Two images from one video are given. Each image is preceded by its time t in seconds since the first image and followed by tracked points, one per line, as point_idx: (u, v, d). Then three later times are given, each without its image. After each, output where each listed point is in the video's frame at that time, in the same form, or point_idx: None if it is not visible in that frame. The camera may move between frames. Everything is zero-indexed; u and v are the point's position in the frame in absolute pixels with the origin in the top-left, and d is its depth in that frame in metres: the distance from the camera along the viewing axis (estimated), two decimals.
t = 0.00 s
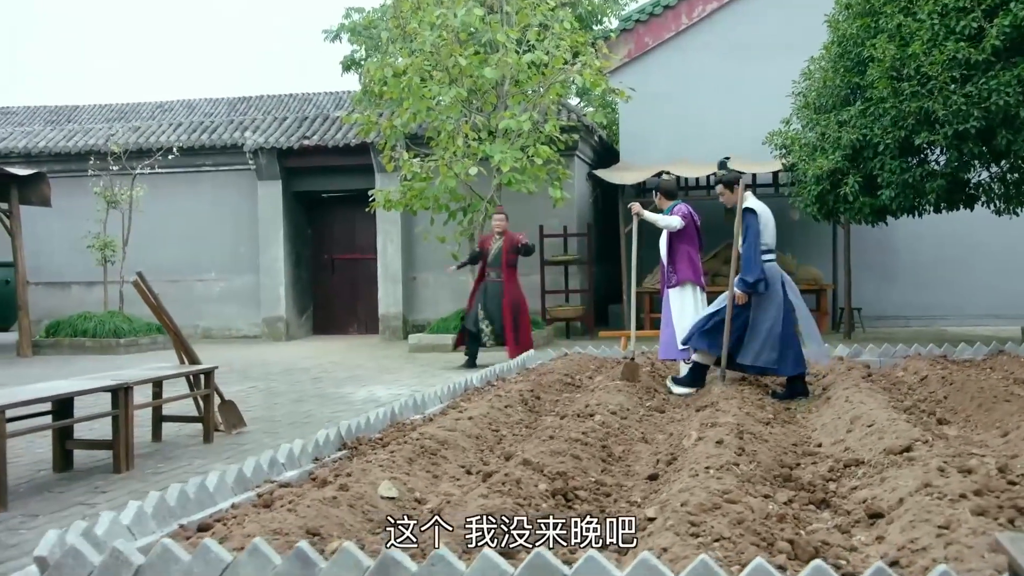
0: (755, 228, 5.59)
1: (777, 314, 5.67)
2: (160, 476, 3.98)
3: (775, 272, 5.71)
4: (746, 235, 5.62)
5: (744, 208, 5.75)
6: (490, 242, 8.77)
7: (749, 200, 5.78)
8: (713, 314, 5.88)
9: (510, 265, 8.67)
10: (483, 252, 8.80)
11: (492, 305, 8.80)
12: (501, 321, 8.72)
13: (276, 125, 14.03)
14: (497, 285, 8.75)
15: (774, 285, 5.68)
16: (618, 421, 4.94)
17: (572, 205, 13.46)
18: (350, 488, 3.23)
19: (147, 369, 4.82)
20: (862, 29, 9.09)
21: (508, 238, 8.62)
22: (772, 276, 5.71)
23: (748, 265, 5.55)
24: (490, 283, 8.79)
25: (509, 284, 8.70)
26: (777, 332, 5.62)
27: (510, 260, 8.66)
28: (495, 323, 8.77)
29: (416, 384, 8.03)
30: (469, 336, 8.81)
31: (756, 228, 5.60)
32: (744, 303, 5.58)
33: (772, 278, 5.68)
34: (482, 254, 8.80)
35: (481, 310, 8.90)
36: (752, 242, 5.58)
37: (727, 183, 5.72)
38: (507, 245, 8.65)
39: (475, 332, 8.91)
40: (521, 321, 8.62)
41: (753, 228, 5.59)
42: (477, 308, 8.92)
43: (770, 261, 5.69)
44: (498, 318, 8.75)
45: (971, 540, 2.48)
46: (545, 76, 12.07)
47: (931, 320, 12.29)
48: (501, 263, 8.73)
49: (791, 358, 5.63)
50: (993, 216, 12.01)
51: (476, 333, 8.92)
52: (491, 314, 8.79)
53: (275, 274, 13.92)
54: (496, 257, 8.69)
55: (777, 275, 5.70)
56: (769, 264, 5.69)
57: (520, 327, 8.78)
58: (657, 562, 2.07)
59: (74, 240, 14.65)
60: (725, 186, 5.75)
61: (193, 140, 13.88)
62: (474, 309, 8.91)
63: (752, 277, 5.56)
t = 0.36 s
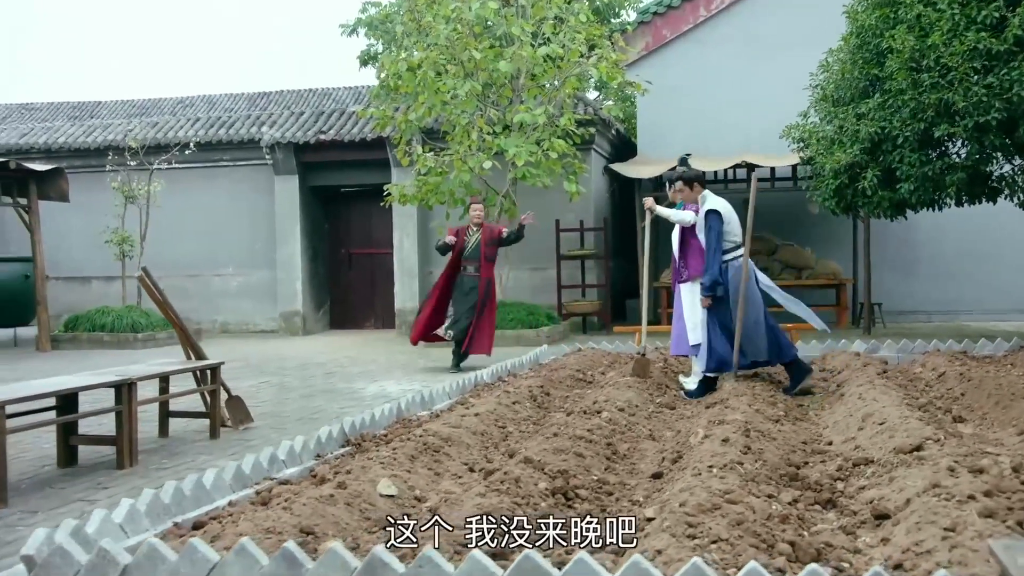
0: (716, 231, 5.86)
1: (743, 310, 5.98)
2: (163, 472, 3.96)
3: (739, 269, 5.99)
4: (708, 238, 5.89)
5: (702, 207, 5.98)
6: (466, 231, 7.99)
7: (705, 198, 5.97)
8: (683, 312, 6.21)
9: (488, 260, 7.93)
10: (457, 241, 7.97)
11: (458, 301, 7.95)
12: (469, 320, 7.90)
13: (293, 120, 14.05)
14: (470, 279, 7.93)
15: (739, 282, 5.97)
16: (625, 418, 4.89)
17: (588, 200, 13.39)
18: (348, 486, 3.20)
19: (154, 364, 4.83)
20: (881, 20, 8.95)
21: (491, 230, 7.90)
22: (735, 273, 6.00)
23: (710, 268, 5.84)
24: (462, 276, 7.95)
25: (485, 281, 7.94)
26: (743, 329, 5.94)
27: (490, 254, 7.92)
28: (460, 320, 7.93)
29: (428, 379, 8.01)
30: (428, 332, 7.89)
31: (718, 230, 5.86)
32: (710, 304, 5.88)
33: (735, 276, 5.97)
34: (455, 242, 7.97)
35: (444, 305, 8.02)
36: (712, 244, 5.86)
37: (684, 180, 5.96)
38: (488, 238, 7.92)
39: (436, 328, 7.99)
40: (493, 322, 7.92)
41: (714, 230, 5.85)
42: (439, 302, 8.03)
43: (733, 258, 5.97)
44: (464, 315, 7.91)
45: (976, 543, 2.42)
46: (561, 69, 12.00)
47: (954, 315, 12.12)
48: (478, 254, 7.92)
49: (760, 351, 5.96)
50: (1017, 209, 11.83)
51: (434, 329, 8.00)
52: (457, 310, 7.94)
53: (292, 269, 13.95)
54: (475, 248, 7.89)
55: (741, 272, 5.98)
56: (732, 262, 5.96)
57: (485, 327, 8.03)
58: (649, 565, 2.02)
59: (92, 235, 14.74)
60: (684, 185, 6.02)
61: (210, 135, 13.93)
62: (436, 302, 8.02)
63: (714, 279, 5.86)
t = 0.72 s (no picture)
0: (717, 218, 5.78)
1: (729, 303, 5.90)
2: (165, 470, 3.96)
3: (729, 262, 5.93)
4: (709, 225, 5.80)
5: (699, 195, 5.89)
6: (457, 225, 7.54)
7: (702, 188, 5.89)
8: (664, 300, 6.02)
9: (483, 256, 7.55)
10: (449, 237, 7.51)
11: (454, 301, 7.50)
12: (468, 321, 7.51)
13: (310, 116, 14.08)
14: (466, 277, 7.51)
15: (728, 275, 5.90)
16: (633, 416, 4.84)
17: (605, 196, 13.31)
18: (346, 485, 3.18)
19: (160, 361, 4.83)
20: (900, 12, 8.82)
21: (487, 224, 7.52)
22: (725, 265, 5.93)
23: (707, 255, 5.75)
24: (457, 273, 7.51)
25: (481, 278, 7.56)
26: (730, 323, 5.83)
27: (485, 249, 7.55)
28: (457, 321, 7.49)
29: (440, 376, 7.98)
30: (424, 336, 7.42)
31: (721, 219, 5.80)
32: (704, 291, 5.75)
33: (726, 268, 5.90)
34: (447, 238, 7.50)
35: (440, 306, 7.53)
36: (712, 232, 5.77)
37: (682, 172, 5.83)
38: (483, 233, 7.53)
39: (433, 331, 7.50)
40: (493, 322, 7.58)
41: (717, 218, 5.77)
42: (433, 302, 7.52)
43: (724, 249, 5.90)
44: (463, 315, 7.50)
45: (981, 550, 2.36)
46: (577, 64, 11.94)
47: (976, 313, 11.96)
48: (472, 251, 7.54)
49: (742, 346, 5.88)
50: None
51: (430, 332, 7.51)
52: (455, 311, 7.50)
53: (309, 265, 13.98)
54: (472, 244, 7.49)
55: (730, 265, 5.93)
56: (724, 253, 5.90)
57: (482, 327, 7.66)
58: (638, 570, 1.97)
59: (110, 232, 14.83)
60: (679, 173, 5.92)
61: (228, 132, 13.98)
62: (431, 303, 7.53)
63: (708, 267, 5.76)
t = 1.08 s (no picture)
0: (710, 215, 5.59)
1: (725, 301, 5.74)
2: (168, 466, 3.96)
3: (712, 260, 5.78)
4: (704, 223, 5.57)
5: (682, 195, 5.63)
6: (471, 215, 7.15)
7: (684, 187, 5.67)
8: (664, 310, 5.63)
9: (499, 248, 7.18)
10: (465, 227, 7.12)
11: (475, 296, 7.10)
12: (491, 316, 7.11)
13: (327, 112, 14.09)
14: (484, 269, 7.12)
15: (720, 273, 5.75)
16: (640, 414, 4.79)
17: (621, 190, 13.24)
18: (344, 483, 3.16)
19: (166, 357, 4.84)
20: (920, 4, 8.69)
21: (502, 215, 7.16)
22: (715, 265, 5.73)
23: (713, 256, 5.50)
24: (474, 266, 7.12)
25: (498, 271, 7.19)
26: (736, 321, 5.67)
27: (501, 241, 7.18)
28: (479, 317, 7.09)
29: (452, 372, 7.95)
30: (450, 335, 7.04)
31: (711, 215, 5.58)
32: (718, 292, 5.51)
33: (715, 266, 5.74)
34: (462, 229, 7.11)
35: (461, 303, 7.12)
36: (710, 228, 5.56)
37: (701, 169, 5.91)
38: (498, 223, 7.16)
39: (457, 329, 7.09)
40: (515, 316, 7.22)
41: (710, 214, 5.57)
42: (453, 299, 7.10)
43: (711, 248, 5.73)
44: (485, 310, 7.10)
45: (985, 555, 2.30)
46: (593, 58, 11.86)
47: (999, 308, 11.81)
48: (486, 244, 7.15)
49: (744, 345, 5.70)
50: None
51: (454, 330, 7.10)
52: (479, 307, 7.11)
53: (327, 260, 14.01)
54: (487, 235, 7.11)
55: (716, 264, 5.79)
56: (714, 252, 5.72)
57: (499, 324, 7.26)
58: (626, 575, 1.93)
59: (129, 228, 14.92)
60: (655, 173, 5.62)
61: (245, 127, 14.02)
62: (451, 300, 7.11)
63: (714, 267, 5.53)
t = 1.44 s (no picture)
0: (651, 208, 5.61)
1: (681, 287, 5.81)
2: (170, 463, 3.96)
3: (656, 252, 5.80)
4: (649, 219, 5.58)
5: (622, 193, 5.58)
6: (487, 205, 6.65)
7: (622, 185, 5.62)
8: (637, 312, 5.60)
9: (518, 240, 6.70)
10: (481, 218, 6.63)
11: (497, 292, 6.58)
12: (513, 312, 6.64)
13: (344, 108, 14.10)
14: (504, 262, 6.61)
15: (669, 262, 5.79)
16: (647, 412, 4.74)
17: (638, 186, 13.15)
18: (342, 482, 3.13)
19: (172, 353, 4.85)
20: None
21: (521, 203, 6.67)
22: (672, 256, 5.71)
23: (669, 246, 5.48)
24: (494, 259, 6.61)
25: (518, 264, 6.70)
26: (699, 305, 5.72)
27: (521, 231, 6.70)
28: (502, 314, 6.60)
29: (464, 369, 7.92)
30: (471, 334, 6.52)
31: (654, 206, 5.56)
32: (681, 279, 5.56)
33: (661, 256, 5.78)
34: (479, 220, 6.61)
35: (482, 299, 6.59)
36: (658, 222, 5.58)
37: (716, 161, 5.80)
38: (516, 212, 6.67)
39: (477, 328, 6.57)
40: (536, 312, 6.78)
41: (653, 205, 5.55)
42: (473, 295, 6.59)
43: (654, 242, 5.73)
44: (507, 306, 6.62)
45: (988, 560, 2.24)
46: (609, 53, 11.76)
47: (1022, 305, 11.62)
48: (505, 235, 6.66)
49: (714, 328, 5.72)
50: None
51: (474, 329, 6.57)
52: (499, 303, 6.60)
53: (344, 256, 14.02)
54: (505, 225, 6.62)
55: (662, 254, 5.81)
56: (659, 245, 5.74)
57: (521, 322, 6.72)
58: None
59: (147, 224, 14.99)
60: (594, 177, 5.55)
61: (262, 123, 14.05)
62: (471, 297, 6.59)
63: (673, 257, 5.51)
